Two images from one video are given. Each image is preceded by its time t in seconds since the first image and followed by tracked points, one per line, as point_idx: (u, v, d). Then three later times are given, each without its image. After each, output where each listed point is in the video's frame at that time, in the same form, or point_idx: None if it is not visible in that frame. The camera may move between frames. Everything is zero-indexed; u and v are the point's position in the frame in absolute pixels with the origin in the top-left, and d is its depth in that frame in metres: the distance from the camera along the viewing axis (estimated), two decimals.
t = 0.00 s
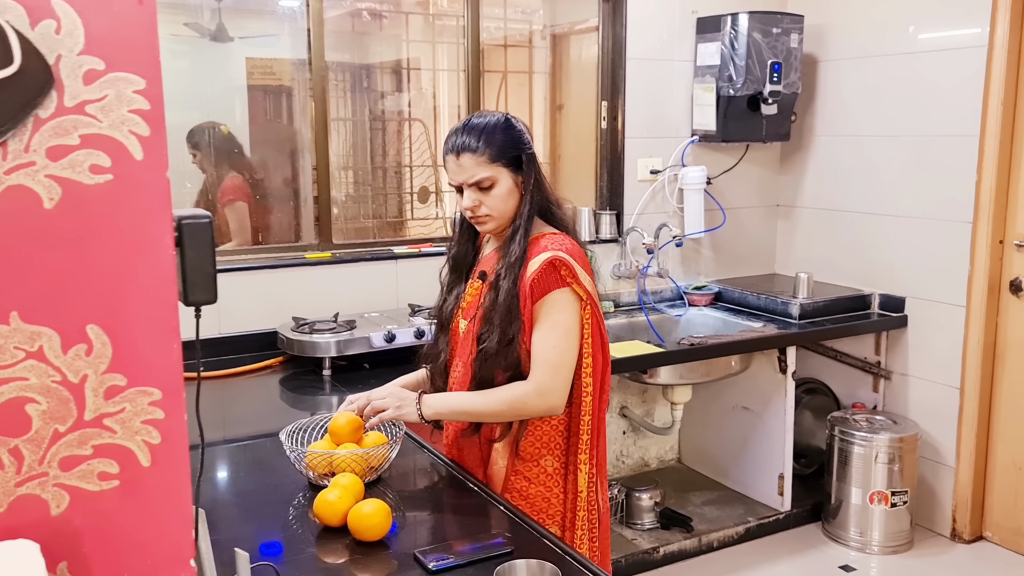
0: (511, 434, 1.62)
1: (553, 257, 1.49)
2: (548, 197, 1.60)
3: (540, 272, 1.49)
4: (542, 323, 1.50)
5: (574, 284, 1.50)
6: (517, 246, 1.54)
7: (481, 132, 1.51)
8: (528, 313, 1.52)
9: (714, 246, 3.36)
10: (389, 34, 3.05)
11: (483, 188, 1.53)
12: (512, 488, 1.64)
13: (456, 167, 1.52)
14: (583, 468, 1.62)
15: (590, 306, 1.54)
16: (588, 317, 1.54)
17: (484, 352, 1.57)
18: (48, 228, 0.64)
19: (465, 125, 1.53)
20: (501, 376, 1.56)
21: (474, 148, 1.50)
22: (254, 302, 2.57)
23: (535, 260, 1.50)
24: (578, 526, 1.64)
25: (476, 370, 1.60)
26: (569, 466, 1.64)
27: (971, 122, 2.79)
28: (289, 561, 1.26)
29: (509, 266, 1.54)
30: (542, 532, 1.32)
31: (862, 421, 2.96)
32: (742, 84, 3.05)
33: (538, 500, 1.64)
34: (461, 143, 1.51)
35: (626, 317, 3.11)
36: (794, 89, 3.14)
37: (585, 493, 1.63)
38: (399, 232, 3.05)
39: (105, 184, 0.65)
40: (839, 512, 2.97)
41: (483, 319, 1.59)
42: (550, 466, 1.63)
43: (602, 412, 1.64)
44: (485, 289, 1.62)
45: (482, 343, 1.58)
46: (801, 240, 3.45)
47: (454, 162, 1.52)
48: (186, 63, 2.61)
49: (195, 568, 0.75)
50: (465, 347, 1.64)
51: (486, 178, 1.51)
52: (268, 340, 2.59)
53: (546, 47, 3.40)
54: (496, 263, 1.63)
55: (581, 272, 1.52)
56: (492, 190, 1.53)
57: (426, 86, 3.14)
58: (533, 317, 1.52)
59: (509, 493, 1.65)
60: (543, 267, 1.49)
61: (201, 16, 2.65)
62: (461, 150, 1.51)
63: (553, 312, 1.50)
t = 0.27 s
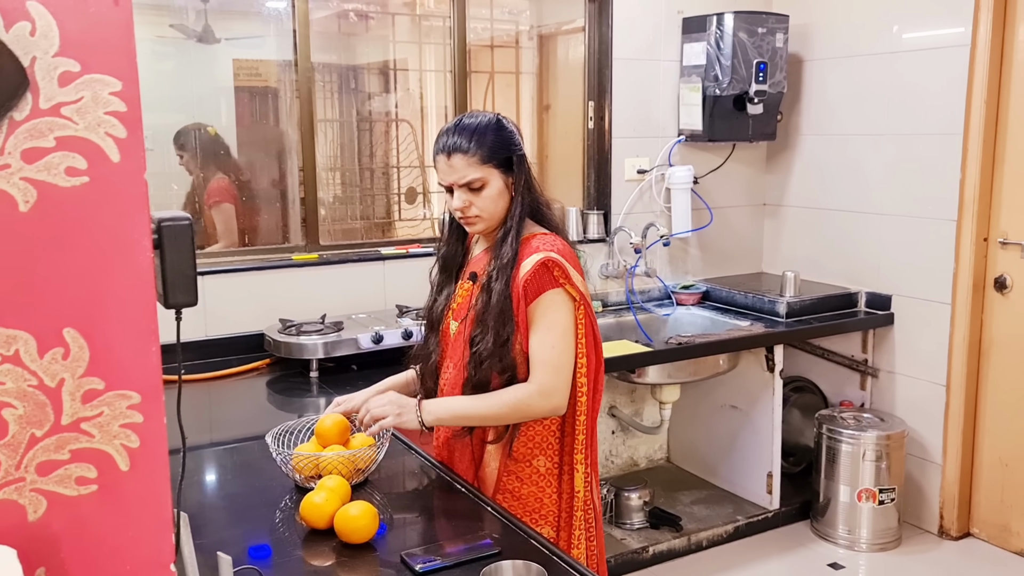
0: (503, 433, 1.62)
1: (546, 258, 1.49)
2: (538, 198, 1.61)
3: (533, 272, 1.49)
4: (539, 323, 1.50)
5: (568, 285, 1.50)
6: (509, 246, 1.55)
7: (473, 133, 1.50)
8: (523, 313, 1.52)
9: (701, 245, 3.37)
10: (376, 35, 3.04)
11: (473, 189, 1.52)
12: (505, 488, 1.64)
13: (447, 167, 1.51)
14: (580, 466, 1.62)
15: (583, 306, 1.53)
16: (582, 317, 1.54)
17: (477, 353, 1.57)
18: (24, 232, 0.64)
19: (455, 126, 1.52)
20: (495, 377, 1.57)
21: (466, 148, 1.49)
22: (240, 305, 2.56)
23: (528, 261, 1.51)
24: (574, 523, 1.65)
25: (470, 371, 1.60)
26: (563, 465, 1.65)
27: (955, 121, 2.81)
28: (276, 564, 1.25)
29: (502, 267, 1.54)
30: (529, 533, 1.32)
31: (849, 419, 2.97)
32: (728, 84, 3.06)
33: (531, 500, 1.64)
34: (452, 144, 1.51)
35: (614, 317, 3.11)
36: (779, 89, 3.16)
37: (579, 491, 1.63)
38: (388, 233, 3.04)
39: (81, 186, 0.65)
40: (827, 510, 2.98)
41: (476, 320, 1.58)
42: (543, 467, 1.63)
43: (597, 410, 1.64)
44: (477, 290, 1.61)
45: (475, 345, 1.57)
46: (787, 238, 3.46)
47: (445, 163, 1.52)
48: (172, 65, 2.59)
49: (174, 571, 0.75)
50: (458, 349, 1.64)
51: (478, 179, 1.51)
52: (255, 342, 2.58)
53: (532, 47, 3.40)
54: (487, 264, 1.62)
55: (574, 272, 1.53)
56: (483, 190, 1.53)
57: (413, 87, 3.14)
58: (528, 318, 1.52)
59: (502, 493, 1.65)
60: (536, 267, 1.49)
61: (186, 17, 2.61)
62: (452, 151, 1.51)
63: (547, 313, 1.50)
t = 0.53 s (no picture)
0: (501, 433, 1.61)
1: (546, 258, 1.48)
2: (533, 198, 1.60)
3: (533, 273, 1.48)
4: (546, 325, 1.49)
5: (568, 286, 1.49)
6: (507, 247, 1.54)
7: (467, 133, 1.50)
8: (524, 315, 1.51)
9: (694, 245, 3.38)
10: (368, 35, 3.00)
11: (467, 189, 1.52)
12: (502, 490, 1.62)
13: (441, 167, 1.51)
14: (582, 465, 1.62)
15: (585, 307, 1.52)
16: (584, 319, 1.53)
17: (475, 355, 1.56)
18: (10, 230, 0.64)
19: (449, 126, 1.52)
20: (494, 379, 1.55)
21: (460, 147, 1.49)
22: (233, 304, 2.55)
23: (526, 262, 1.50)
24: (574, 522, 1.65)
25: (468, 373, 1.58)
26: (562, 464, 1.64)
27: (948, 121, 2.82)
28: (268, 564, 1.25)
29: (499, 268, 1.53)
30: (521, 534, 1.31)
31: (842, 418, 2.97)
32: (722, 84, 3.06)
33: (529, 500, 1.62)
34: (446, 144, 1.50)
35: (608, 317, 3.11)
36: (772, 89, 3.16)
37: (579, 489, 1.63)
38: (381, 233, 3.06)
39: (67, 184, 0.64)
40: (820, 510, 2.99)
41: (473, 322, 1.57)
42: (541, 467, 1.61)
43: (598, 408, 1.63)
44: (472, 292, 1.60)
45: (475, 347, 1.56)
46: (780, 238, 3.47)
47: (439, 163, 1.51)
48: (164, 64, 2.57)
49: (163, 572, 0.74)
50: (455, 351, 1.62)
51: (472, 178, 1.50)
52: (247, 342, 2.57)
53: (526, 47, 3.28)
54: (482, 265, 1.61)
55: (572, 272, 1.52)
56: (477, 190, 1.52)
57: (407, 86, 3.12)
58: (532, 320, 1.51)
59: (499, 495, 1.63)
60: (535, 268, 1.48)
61: (178, 16, 2.59)
62: (446, 150, 1.50)
63: (550, 314, 1.48)
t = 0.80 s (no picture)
0: (505, 434, 1.60)
1: (552, 258, 1.47)
2: (535, 196, 1.59)
3: (538, 273, 1.47)
4: (550, 326, 1.48)
5: (573, 285, 1.49)
6: (510, 246, 1.53)
7: (465, 128, 1.49)
8: (528, 315, 1.50)
9: (690, 242, 3.37)
10: (365, 30, 3.02)
11: (467, 185, 1.51)
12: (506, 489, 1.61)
13: (440, 163, 1.49)
14: (589, 465, 1.60)
15: (589, 308, 1.52)
16: (588, 319, 1.52)
17: (479, 354, 1.55)
18: None
19: (447, 121, 1.51)
20: (498, 379, 1.54)
21: (459, 143, 1.48)
22: (227, 300, 2.54)
23: (531, 261, 1.49)
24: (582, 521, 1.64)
25: (471, 373, 1.57)
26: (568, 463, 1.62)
27: (943, 119, 2.82)
28: (261, 560, 1.24)
29: (503, 268, 1.52)
30: (517, 530, 1.31)
31: (837, 416, 2.98)
32: (718, 81, 3.05)
33: (533, 499, 1.61)
34: (445, 139, 1.49)
35: (603, 314, 3.11)
36: (769, 86, 3.16)
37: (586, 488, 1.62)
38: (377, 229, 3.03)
39: (55, 176, 0.63)
40: (815, 507, 2.99)
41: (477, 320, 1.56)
42: (546, 466, 1.60)
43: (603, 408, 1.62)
44: (476, 291, 1.59)
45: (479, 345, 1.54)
46: (775, 235, 3.47)
47: (437, 159, 1.50)
48: (157, 58, 2.56)
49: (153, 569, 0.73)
50: (457, 351, 1.61)
51: (471, 174, 1.49)
52: (241, 338, 2.56)
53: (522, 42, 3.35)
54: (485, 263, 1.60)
55: (577, 272, 1.51)
56: (477, 186, 1.51)
57: (402, 82, 3.11)
58: (536, 320, 1.50)
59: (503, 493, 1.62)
60: (541, 268, 1.47)
61: (171, 10, 2.57)
62: (444, 146, 1.49)
63: (555, 313, 1.48)
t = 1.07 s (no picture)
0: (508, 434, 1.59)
1: (563, 258, 1.47)
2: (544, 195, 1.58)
3: (548, 272, 1.46)
4: (556, 326, 1.47)
5: (582, 286, 1.48)
6: (518, 244, 1.52)
7: (473, 124, 1.47)
8: (535, 314, 1.49)
9: (686, 240, 3.37)
10: (361, 26, 3.01)
11: (475, 181, 1.50)
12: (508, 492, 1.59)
13: (446, 159, 1.48)
14: (593, 468, 1.60)
15: (596, 309, 1.51)
16: (595, 320, 1.51)
17: (485, 353, 1.53)
18: None
19: (455, 116, 1.50)
20: (504, 379, 1.53)
21: (468, 138, 1.47)
22: (221, 296, 2.53)
23: (541, 260, 1.48)
24: (585, 524, 1.63)
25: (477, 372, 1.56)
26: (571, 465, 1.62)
27: (939, 118, 2.82)
28: (254, 558, 1.24)
29: (512, 266, 1.51)
30: (512, 527, 1.31)
31: (832, 414, 2.98)
32: (714, 79, 3.05)
33: (534, 502, 1.60)
34: (451, 135, 1.48)
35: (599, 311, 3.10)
36: (765, 84, 3.16)
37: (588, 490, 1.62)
38: (372, 225, 3.02)
39: (44, 170, 0.62)
40: (809, 506, 2.99)
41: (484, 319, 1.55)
42: (547, 469, 1.59)
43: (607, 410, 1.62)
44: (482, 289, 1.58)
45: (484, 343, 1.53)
46: (771, 234, 3.47)
47: (444, 154, 1.49)
48: (152, 54, 2.56)
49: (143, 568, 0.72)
50: (462, 349, 1.60)
51: (478, 170, 1.48)
52: (235, 335, 2.55)
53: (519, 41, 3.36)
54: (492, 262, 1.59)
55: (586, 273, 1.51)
56: (484, 183, 1.50)
57: (398, 79, 3.10)
58: (543, 320, 1.49)
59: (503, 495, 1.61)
60: (551, 267, 1.47)
61: (167, 6, 2.58)
62: (451, 142, 1.48)
63: (564, 314, 1.47)
